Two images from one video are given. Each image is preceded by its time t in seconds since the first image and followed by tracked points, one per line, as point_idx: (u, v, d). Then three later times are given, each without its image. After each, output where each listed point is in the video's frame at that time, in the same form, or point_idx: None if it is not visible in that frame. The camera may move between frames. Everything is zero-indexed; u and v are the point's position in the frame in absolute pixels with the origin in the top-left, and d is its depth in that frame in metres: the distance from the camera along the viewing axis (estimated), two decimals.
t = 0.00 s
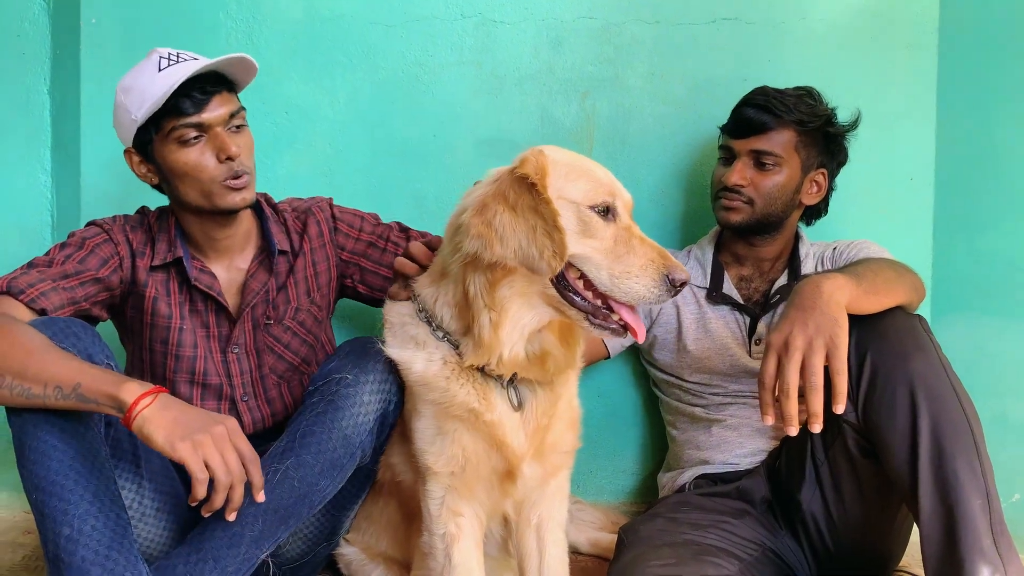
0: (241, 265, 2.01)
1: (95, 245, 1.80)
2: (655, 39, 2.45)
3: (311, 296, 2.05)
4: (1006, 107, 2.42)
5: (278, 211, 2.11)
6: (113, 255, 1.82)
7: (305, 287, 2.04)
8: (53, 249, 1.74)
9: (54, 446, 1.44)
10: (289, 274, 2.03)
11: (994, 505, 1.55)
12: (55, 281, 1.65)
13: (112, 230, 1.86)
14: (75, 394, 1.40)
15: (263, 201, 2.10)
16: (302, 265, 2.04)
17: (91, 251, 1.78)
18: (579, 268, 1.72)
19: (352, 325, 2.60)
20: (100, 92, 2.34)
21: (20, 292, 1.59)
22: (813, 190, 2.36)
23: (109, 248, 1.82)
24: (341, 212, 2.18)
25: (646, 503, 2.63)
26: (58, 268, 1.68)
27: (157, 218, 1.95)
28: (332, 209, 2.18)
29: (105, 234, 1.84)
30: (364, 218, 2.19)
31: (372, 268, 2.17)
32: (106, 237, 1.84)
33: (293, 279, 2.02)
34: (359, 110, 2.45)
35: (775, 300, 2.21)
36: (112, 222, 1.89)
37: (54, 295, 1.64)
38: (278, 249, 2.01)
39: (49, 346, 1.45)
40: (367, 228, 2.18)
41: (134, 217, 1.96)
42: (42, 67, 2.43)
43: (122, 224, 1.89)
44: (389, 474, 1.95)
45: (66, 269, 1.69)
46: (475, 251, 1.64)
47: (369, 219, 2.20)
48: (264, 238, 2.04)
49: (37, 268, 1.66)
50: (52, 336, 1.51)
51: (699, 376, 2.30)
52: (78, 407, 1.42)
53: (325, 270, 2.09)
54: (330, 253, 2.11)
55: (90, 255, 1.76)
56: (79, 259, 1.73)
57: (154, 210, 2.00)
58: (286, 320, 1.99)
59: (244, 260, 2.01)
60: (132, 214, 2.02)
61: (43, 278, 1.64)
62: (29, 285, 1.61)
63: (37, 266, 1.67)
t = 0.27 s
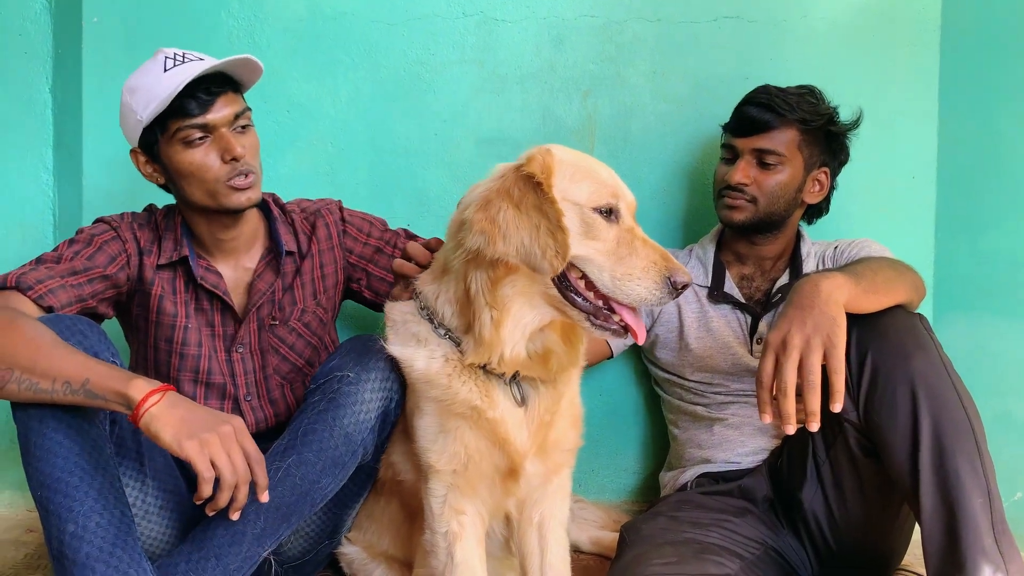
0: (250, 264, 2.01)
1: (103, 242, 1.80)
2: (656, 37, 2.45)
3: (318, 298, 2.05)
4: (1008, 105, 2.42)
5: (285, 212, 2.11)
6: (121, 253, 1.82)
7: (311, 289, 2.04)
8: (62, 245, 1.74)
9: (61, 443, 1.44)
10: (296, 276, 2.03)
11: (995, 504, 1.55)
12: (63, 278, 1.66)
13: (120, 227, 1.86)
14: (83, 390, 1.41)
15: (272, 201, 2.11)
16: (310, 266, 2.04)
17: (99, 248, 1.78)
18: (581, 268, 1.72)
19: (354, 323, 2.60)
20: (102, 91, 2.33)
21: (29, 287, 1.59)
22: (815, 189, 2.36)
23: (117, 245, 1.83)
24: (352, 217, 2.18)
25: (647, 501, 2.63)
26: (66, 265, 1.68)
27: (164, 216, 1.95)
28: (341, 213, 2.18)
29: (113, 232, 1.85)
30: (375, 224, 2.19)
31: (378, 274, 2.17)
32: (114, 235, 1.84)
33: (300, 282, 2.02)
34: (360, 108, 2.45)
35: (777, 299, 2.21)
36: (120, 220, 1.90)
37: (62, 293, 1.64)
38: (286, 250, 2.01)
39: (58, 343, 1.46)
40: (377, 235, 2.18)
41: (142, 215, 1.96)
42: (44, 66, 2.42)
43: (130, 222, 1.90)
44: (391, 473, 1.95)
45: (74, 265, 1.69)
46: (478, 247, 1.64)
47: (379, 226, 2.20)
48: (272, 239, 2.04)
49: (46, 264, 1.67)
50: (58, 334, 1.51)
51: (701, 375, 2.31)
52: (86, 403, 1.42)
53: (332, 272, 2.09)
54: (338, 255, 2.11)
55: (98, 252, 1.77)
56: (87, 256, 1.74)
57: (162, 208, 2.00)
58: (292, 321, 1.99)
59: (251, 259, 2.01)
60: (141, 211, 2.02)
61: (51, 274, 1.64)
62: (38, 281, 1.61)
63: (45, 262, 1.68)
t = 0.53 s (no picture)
0: (252, 264, 2.01)
1: (106, 241, 1.80)
2: (657, 35, 2.45)
3: (320, 296, 2.05)
4: (1009, 103, 2.42)
5: (288, 211, 2.11)
6: (123, 251, 1.83)
7: (314, 288, 2.04)
8: (64, 244, 1.75)
9: (63, 442, 1.44)
10: (298, 275, 2.02)
11: (998, 501, 1.55)
12: (66, 276, 1.66)
13: (123, 226, 1.86)
14: (86, 387, 1.41)
15: (274, 201, 2.11)
16: (312, 266, 2.04)
17: (102, 247, 1.78)
18: (577, 269, 1.72)
19: (357, 323, 2.61)
20: (103, 90, 2.33)
21: (32, 286, 1.59)
22: (819, 184, 2.35)
23: (120, 244, 1.83)
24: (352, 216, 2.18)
25: (649, 499, 2.63)
26: (69, 263, 1.68)
27: (167, 214, 1.95)
28: (343, 212, 2.19)
29: (115, 231, 1.85)
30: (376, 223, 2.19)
31: (379, 272, 2.16)
32: (117, 234, 1.84)
33: (302, 281, 2.02)
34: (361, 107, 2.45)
35: (779, 297, 2.21)
36: (122, 219, 1.90)
37: (65, 291, 1.65)
38: (288, 249, 2.01)
39: (63, 341, 1.46)
40: (378, 233, 2.17)
41: (145, 214, 1.96)
42: (45, 65, 2.42)
43: (133, 221, 1.90)
44: (393, 471, 1.95)
45: (78, 264, 1.69)
46: (476, 244, 1.65)
47: (380, 224, 2.20)
48: (275, 237, 2.04)
49: (49, 262, 1.67)
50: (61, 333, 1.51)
51: (703, 372, 2.31)
52: (90, 401, 1.42)
53: (334, 271, 2.09)
54: (340, 254, 2.11)
55: (100, 251, 1.77)
56: (90, 255, 1.74)
57: (164, 207, 2.00)
58: (294, 320, 1.99)
59: (253, 258, 2.02)
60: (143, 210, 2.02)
61: (54, 273, 1.64)
62: (41, 279, 1.61)
63: (49, 260, 1.68)
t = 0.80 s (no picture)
0: (250, 261, 2.01)
1: (105, 238, 1.80)
2: (658, 34, 2.45)
3: (316, 293, 2.05)
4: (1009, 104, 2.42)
5: (285, 209, 2.11)
6: (123, 249, 1.83)
7: (310, 284, 2.04)
8: (64, 240, 1.74)
9: (63, 439, 1.44)
10: (295, 272, 2.02)
11: (999, 501, 1.55)
12: (67, 273, 1.66)
13: (122, 223, 1.86)
14: (90, 383, 1.41)
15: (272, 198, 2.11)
16: (308, 263, 2.04)
17: (101, 243, 1.78)
18: (581, 273, 1.71)
19: (360, 320, 2.62)
20: (103, 88, 2.33)
21: (33, 282, 1.59)
22: (820, 182, 2.34)
23: (119, 241, 1.83)
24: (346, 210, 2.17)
25: (649, 498, 2.63)
26: (70, 260, 1.68)
27: (165, 212, 1.95)
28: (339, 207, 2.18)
29: (114, 228, 1.85)
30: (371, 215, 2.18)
31: (376, 262, 2.16)
32: (116, 230, 1.84)
33: (298, 278, 2.02)
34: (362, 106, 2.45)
35: (780, 296, 2.21)
36: (121, 216, 1.90)
37: (65, 288, 1.64)
38: (286, 247, 2.01)
39: (66, 337, 1.46)
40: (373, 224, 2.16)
41: (143, 211, 1.96)
42: (46, 63, 2.42)
43: (132, 219, 1.90)
44: (393, 470, 1.95)
45: (78, 261, 1.69)
46: (481, 244, 1.64)
47: (375, 215, 2.19)
48: (271, 235, 2.04)
49: (50, 258, 1.67)
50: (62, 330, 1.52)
51: (703, 372, 2.30)
52: (93, 398, 1.42)
53: (330, 267, 2.09)
54: (334, 250, 2.11)
55: (100, 248, 1.77)
56: (90, 252, 1.74)
57: (163, 205, 2.00)
58: (291, 318, 2.00)
59: (252, 256, 2.01)
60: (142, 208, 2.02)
61: (55, 269, 1.64)
62: (43, 276, 1.61)
63: (49, 256, 1.67)
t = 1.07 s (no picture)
0: (251, 261, 2.01)
1: (107, 237, 1.80)
2: (660, 34, 2.45)
3: (315, 292, 2.06)
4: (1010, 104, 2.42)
5: (285, 208, 2.12)
6: (124, 248, 1.83)
7: (309, 284, 2.05)
8: (65, 239, 1.74)
9: (64, 438, 1.44)
10: (294, 271, 2.03)
11: (1000, 501, 1.55)
12: (69, 272, 1.66)
13: (123, 223, 1.86)
14: (95, 384, 1.41)
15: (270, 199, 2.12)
16: (306, 262, 2.05)
17: (103, 242, 1.78)
18: (588, 279, 1.71)
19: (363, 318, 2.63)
20: (105, 88, 2.33)
21: (37, 281, 1.59)
22: (827, 191, 2.34)
23: (120, 240, 1.83)
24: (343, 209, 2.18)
25: (650, 499, 2.63)
26: (72, 259, 1.68)
27: (166, 212, 1.95)
28: (336, 205, 2.19)
29: (115, 227, 1.85)
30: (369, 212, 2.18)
31: (375, 258, 2.16)
32: (117, 230, 1.84)
33: (297, 277, 2.02)
34: (364, 106, 2.45)
35: (781, 297, 2.21)
36: (122, 216, 1.90)
37: (68, 287, 1.65)
38: (284, 247, 2.01)
39: (70, 336, 1.46)
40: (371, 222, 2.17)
41: (143, 211, 1.96)
42: (48, 63, 2.43)
43: (132, 218, 1.90)
44: (394, 470, 1.96)
45: (80, 260, 1.69)
46: (490, 246, 1.63)
47: (373, 212, 2.20)
48: (270, 235, 2.04)
49: (52, 257, 1.67)
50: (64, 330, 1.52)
51: (703, 374, 2.30)
52: (98, 399, 1.42)
53: (328, 266, 2.09)
54: (332, 250, 2.11)
55: (102, 247, 1.77)
56: (92, 251, 1.74)
57: (165, 204, 2.00)
58: (290, 317, 2.00)
59: (252, 257, 2.01)
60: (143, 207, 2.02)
61: (58, 268, 1.64)
62: (46, 275, 1.61)
63: (51, 255, 1.68)
